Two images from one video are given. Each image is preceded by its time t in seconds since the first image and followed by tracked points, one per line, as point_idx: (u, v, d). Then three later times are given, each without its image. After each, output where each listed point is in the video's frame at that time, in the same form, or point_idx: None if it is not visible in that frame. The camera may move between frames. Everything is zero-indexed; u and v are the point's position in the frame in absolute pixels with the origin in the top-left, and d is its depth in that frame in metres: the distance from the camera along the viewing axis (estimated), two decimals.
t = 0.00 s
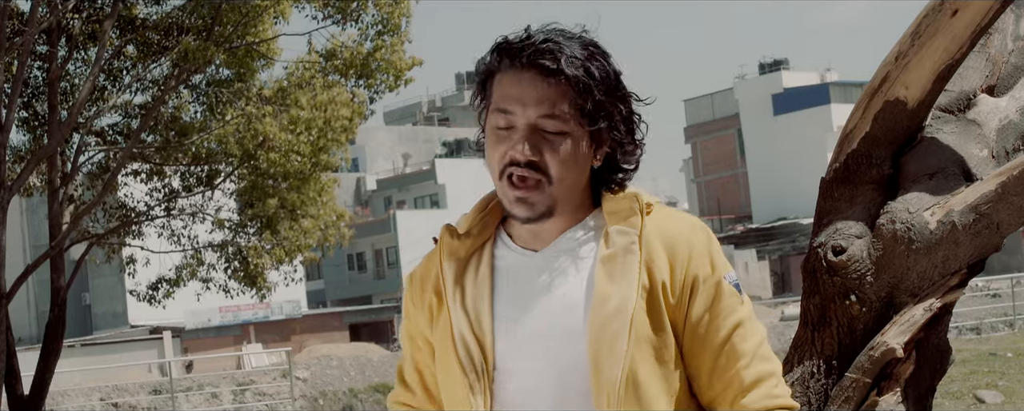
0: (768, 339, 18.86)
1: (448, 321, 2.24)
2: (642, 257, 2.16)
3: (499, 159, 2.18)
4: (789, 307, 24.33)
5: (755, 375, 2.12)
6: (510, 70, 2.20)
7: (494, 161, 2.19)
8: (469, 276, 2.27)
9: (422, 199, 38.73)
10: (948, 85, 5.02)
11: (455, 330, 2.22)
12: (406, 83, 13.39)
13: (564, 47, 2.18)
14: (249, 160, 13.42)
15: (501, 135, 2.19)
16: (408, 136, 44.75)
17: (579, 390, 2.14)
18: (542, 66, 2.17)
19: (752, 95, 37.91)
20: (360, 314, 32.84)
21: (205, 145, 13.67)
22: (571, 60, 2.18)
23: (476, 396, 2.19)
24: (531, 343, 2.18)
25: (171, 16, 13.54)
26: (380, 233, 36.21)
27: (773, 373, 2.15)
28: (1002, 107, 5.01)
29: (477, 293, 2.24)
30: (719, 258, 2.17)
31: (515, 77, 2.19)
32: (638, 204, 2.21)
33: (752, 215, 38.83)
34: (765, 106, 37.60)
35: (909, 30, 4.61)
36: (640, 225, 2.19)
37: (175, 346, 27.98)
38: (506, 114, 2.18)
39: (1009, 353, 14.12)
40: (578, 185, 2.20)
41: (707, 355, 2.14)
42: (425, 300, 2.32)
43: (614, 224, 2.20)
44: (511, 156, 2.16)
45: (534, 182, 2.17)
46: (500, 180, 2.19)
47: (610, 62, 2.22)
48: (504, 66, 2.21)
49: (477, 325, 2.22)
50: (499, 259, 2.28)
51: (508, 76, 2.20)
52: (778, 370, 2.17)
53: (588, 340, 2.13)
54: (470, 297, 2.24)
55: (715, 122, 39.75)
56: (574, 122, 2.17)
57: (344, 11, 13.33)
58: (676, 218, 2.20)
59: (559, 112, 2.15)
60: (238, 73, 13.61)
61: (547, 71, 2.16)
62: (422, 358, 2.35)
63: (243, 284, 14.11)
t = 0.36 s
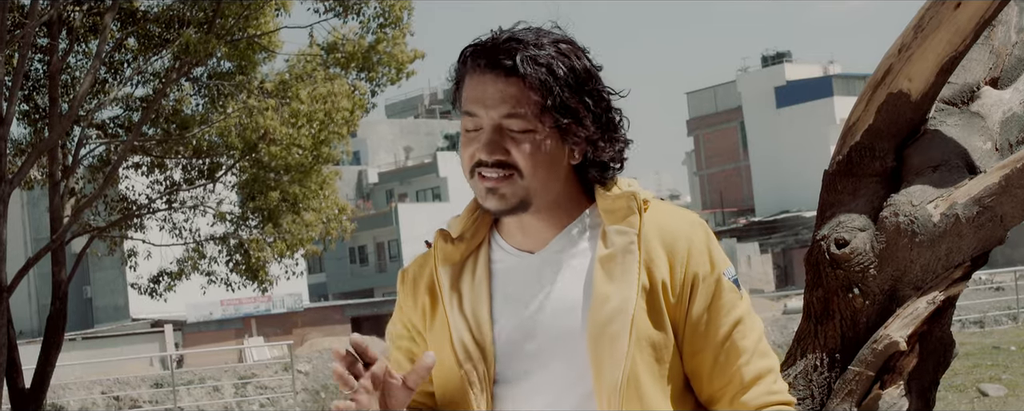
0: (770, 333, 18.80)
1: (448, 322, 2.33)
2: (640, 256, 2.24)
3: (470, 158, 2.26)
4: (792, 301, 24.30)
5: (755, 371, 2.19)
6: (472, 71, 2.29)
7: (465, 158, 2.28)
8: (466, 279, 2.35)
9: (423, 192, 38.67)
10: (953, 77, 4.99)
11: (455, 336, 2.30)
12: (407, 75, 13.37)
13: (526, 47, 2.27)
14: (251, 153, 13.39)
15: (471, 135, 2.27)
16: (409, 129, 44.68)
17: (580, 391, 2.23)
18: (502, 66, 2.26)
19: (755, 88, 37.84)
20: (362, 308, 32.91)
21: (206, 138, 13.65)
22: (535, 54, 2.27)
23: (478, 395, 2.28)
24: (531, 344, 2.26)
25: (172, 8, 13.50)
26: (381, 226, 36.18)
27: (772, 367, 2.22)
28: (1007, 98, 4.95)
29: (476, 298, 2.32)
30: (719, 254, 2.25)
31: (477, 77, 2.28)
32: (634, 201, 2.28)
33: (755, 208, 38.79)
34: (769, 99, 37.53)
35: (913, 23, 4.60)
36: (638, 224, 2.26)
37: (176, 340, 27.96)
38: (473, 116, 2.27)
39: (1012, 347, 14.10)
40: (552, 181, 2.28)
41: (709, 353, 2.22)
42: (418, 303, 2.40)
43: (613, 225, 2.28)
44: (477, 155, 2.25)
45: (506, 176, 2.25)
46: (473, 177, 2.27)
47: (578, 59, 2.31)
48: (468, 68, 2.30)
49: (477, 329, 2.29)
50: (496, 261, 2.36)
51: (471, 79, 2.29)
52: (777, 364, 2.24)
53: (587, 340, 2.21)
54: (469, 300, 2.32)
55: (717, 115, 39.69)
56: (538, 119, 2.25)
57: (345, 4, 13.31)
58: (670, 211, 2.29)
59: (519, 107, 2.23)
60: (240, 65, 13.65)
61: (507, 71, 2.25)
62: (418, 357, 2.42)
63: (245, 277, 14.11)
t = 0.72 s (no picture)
0: (774, 331, 18.74)
1: (454, 318, 2.42)
2: (648, 252, 2.31)
3: (477, 136, 2.36)
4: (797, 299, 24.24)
5: (760, 371, 2.24)
6: (469, 57, 2.45)
7: (470, 139, 2.37)
8: (473, 276, 2.46)
9: (426, 190, 38.64)
10: (958, 74, 4.93)
11: (462, 330, 2.39)
12: (411, 72, 13.34)
13: (520, 29, 2.45)
14: (254, 150, 13.34)
15: (473, 118, 2.39)
16: (412, 126, 44.63)
17: (589, 390, 2.29)
18: (498, 43, 2.42)
19: (760, 85, 37.74)
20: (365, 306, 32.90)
21: (209, 135, 13.64)
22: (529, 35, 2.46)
23: (485, 388, 2.34)
24: (538, 342, 2.33)
25: (175, 5, 13.47)
26: (384, 224, 36.14)
27: (777, 367, 2.27)
28: (1013, 95, 4.88)
29: (483, 293, 2.42)
30: (726, 252, 2.31)
31: (475, 60, 2.44)
32: (641, 198, 2.33)
33: (758, 206, 38.73)
34: (773, 96, 37.43)
35: (918, 20, 4.57)
36: (645, 220, 2.32)
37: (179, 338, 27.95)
38: (473, 97, 2.40)
39: (1017, 345, 14.05)
40: (559, 157, 2.38)
41: (715, 350, 2.27)
42: (423, 301, 2.50)
43: (620, 221, 2.35)
44: (487, 128, 2.34)
45: (511, 150, 2.34)
46: (479, 159, 2.35)
47: (568, 45, 2.52)
48: (465, 52, 2.46)
49: (484, 322, 2.38)
50: (503, 259, 2.46)
51: (471, 62, 2.44)
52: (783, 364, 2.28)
53: (596, 338, 2.28)
54: (477, 298, 2.42)
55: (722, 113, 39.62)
56: (539, 90, 2.39)
57: (349, 2, 13.28)
58: (676, 208, 2.36)
59: (524, 78, 2.38)
60: (243, 63, 13.56)
61: (503, 47, 2.42)
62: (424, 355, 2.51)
63: (249, 275, 14.13)
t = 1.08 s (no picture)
0: (777, 331, 18.73)
1: (466, 311, 2.34)
2: (663, 254, 2.24)
3: (496, 126, 2.30)
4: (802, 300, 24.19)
5: (766, 382, 2.16)
6: (483, 54, 2.41)
7: (488, 130, 2.32)
8: (487, 270, 2.39)
9: (430, 190, 38.62)
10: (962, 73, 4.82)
11: (471, 320, 2.32)
12: (414, 72, 13.33)
13: (529, 25, 2.41)
14: (256, 150, 13.30)
15: (490, 111, 2.33)
16: (416, 126, 44.64)
17: (595, 386, 2.21)
18: (508, 35, 2.39)
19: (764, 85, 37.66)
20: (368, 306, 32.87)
21: (213, 134, 13.63)
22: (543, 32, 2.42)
23: (491, 378, 2.27)
24: (546, 336, 2.25)
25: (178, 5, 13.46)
26: (387, 224, 36.13)
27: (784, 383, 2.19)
28: (1019, 95, 4.77)
29: (495, 287, 2.35)
30: (739, 261, 2.25)
31: (490, 55, 2.40)
32: (660, 200, 2.26)
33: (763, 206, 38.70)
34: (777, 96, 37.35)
35: (923, 19, 4.46)
36: (662, 222, 2.26)
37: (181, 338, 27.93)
38: (489, 91, 2.35)
39: (1022, 346, 14.03)
40: (580, 149, 2.32)
41: (723, 355, 2.19)
42: (438, 295, 2.44)
43: (636, 221, 2.28)
44: (504, 117, 2.29)
45: (532, 136, 2.28)
46: (498, 151, 2.30)
47: (578, 41, 2.46)
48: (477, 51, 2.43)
49: (493, 315, 2.32)
50: (516, 255, 2.40)
51: (486, 58, 2.40)
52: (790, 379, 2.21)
53: (606, 336, 2.20)
54: (488, 292, 2.35)
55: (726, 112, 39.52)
56: (553, 78, 2.34)
57: (352, 2, 13.26)
58: (692, 214, 2.29)
59: (539, 66, 2.33)
60: (246, 62, 13.53)
61: (516, 37, 2.38)
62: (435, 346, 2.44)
63: (252, 275, 14.08)
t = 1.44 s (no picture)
0: (779, 333, 18.75)
1: (466, 312, 2.35)
2: (665, 256, 2.24)
3: (543, 104, 2.35)
4: (803, 301, 24.14)
5: (770, 380, 2.15)
6: (564, 36, 2.46)
7: (534, 107, 2.36)
8: (487, 268, 2.39)
9: (430, 191, 38.64)
10: (964, 75, 4.79)
11: (473, 321, 2.33)
12: (414, 74, 13.31)
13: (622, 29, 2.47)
14: (257, 151, 13.31)
15: (546, 91, 2.37)
16: (416, 127, 44.67)
17: (596, 386, 2.21)
18: (597, 30, 2.44)
19: (765, 86, 37.65)
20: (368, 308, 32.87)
21: (212, 136, 13.61)
22: (628, 44, 2.47)
23: (491, 381, 2.27)
24: (543, 335, 2.26)
25: (177, 6, 13.45)
26: (387, 226, 36.14)
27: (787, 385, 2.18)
28: (1020, 97, 4.75)
29: (495, 287, 2.36)
30: (744, 264, 2.25)
31: (569, 43, 2.45)
32: (663, 203, 2.30)
33: (764, 208, 38.66)
34: (778, 97, 37.33)
35: (924, 20, 4.47)
36: (664, 225, 2.27)
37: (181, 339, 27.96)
38: (555, 68, 2.39)
39: None
40: (614, 146, 2.36)
41: (724, 358, 2.18)
42: (440, 295, 2.45)
43: (638, 222, 2.30)
44: (561, 100, 2.33)
45: (575, 130, 2.32)
46: (538, 129, 2.34)
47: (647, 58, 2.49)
48: (562, 27, 2.48)
49: (494, 315, 2.33)
50: (518, 254, 2.40)
51: (563, 40, 2.46)
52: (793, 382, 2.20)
53: (606, 338, 2.20)
54: (488, 290, 2.36)
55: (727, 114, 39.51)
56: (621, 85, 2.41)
57: (352, 3, 13.25)
58: (696, 216, 2.31)
59: (607, 65, 2.38)
60: (246, 64, 13.49)
61: (604, 35, 2.44)
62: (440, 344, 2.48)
63: (252, 277, 14.05)
